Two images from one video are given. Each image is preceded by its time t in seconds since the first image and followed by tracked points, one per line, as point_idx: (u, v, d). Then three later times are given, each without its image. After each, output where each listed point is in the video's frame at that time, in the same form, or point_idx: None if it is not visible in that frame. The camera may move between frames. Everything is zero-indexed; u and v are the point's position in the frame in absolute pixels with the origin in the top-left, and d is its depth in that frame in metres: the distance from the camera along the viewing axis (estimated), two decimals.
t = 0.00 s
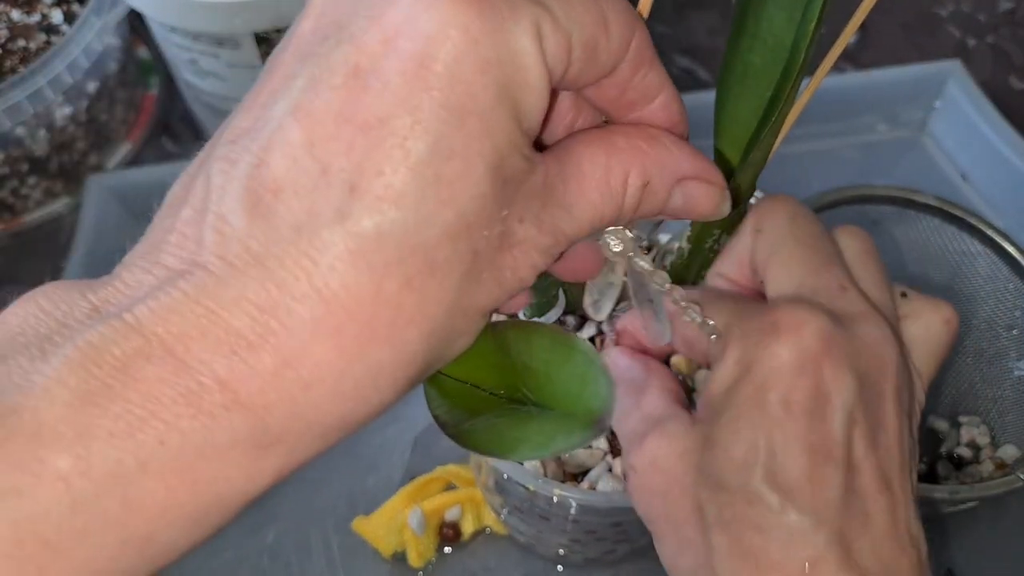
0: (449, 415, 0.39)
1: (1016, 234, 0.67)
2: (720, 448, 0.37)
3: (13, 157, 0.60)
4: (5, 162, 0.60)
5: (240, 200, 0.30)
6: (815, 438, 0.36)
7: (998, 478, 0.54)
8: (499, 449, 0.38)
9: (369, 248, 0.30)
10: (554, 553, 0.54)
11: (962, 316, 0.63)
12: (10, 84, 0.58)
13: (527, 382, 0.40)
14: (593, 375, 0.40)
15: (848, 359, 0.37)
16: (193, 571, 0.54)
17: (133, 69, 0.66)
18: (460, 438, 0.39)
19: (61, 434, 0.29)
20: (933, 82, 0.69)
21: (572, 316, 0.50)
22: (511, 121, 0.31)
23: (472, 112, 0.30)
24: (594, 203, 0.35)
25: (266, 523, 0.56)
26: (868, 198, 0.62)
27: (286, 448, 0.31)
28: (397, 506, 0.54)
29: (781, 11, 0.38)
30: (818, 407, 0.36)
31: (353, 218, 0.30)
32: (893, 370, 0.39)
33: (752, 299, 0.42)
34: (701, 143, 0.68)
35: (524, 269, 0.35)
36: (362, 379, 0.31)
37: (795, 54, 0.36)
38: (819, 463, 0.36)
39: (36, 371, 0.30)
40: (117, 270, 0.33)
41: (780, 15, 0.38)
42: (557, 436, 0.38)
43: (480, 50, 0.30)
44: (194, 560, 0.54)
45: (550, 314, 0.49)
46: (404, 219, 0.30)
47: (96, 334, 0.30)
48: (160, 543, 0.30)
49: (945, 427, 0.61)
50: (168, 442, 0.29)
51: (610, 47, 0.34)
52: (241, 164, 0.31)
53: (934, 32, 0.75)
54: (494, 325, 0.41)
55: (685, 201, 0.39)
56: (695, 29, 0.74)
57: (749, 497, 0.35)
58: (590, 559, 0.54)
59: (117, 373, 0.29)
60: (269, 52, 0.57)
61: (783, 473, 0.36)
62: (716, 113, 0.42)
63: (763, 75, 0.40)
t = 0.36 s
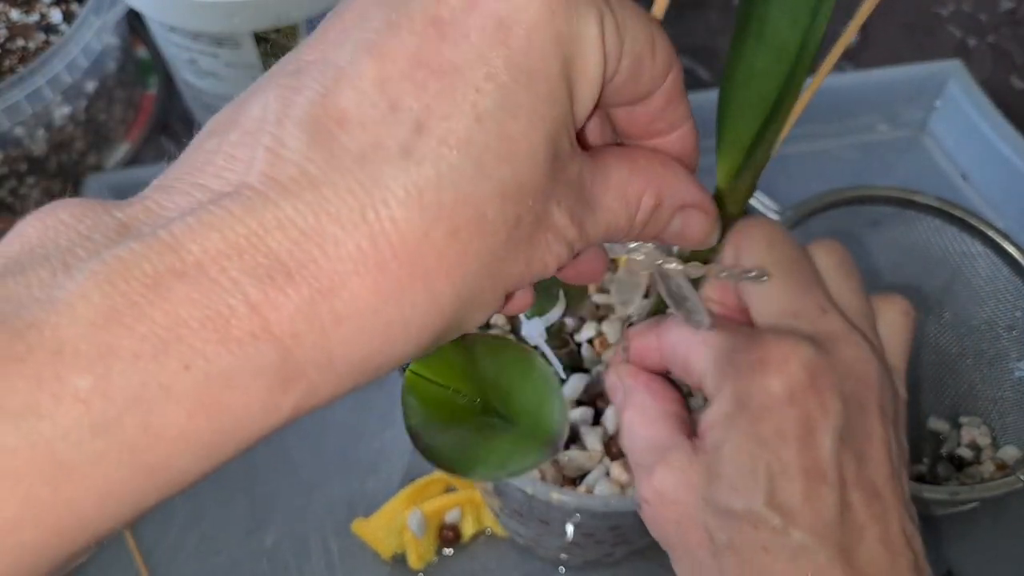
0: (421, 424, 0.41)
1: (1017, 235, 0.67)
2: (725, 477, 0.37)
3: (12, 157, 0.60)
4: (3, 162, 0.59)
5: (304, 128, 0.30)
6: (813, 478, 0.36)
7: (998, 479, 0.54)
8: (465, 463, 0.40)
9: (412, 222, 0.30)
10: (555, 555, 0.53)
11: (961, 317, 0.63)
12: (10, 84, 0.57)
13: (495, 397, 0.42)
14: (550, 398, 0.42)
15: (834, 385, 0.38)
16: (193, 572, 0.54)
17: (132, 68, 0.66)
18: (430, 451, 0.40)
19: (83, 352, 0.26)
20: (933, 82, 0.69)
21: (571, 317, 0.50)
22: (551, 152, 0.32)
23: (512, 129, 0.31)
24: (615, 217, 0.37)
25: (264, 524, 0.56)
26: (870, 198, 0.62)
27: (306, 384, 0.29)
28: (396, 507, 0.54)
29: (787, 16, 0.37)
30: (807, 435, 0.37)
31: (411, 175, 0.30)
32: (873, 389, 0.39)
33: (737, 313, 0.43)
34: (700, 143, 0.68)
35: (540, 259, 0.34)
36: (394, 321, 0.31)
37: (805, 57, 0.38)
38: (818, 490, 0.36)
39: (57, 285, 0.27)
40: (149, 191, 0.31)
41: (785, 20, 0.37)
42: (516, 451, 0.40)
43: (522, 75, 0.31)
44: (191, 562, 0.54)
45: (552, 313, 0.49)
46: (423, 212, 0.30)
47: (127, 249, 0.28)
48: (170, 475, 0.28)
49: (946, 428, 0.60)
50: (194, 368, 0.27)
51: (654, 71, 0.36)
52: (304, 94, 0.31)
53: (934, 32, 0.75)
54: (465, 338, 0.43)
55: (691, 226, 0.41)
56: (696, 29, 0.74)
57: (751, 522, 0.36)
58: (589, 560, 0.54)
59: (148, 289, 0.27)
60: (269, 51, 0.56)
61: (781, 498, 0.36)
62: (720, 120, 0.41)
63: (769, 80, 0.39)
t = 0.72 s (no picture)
0: (424, 397, 0.39)
1: (1017, 234, 0.67)
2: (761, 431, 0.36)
3: (14, 157, 0.60)
4: (5, 162, 0.60)
5: (269, 110, 0.30)
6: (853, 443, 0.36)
7: (998, 480, 0.54)
8: (480, 428, 0.38)
9: (379, 204, 0.30)
10: (554, 554, 0.53)
11: (962, 317, 0.63)
12: (10, 84, 0.58)
13: (502, 362, 0.40)
14: (559, 351, 0.40)
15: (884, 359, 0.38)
16: (192, 571, 0.54)
17: (133, 69, 0.66)
18: (438, 421, 0.38)
19: (35, 334, 0.26)
20: (933, 82, 0.69)
21: (570, 315, 0.50)
22: (516, 144, 0.33)
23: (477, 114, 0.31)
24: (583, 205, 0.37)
25: (265, 525, 0.56)
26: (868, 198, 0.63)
27: (268, 367, 0.29)
28: (396, 507, 0.54)
29: None
30: (860, 399, 0.37)
31: (376, 154, 0.30)
32: (908, 380, 0.40)
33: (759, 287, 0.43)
34: (700, 144, 0.68)
35: (511, 251, 0.35)
36: (357, 307, 0.31)
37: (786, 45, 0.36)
38: (858, 456, 0.36)
39: (11, 269, 0.27)
40: (112, 182, 0.31)
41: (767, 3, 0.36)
42: (528, 414, 0.38)
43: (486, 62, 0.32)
44: (192, 563, 0.54)
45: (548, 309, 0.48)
46: (390, 191, 0.30)
47: (84, 232, 0.28)
48: (130, 461, 0.27)
49: (946, 427, 0.60)
50: (151, 347, 0.27)
51: (618, 70, 0.37)
52: (270, 80, 0.31)
53: (934, 32, 0.75)
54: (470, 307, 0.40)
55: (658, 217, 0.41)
56: (695, 30, 0.74)
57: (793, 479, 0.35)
58: (590, 559, 0.54)
59: (103, 269, 0.27)
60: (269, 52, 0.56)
61: (824, 456, 0.35)
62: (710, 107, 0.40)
63: (754, 66, 0.37)
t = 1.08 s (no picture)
0: (439, 396, 0.37)
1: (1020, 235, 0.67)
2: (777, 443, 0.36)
3: (13, 157, 0.59)
4: (4, 162, 0.59)
5: (302, 103, 0.30)
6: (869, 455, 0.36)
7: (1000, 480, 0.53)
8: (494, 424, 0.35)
9: (408, 195, 0.30)
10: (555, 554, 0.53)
11: (964, 317, 0.63)
12: (9, 84, 0.58)
13: (519, 358, 0.38)
14: (584, 344, 0.36)
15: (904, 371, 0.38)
16: (192, 571, 0.54)
17: (132, 69, 0.66)
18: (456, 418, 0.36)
19: (76, 313, 0.26)
20: (935, 82, 0.69)
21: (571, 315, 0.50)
22: (537, 142, 0.33)
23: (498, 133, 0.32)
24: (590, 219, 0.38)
25: (265, 524, 0.55)
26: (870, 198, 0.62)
27: (300, 353, 0.29)
28: (397, 508, 0.54)
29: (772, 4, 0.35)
30: (881, 405, 0.37)
31: (406, 147, 0.30)
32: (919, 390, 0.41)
33: (766, 293, 0.43)
34: (701, 143, 0.68)
35: (528, 248, 0.35)
36: (388, 291, 0.30)
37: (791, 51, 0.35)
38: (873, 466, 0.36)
39: (50, 253, 0.27)
40: (144, 171, 0.30)
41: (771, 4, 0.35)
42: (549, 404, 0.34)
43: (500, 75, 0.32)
44: (191, 562, 0.54)
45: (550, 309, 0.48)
46: (417, 187, 0.30)
47: (122, 216, 0.27)
48: (167, 444, 0.27)
49: (949, 426, 0.60)
50: (189, 329, 0.26)
51: (632, 80, 0.38)
52: (302, 74, 0.31)
53: (936, 32, 0.75)
54: (485, 304, 0.38)
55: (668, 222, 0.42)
56: (696, 30, 0.74)
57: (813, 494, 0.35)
58: (591, 561, 0.54)
59: (141, 252, 0.27)
60: (269, 51, 0.56)
61: (842, 467, 0.35)
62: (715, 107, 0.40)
63: (758, 68, 0.37)
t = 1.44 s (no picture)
0: (445, 435, 0.42)
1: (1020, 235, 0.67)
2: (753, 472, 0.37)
3: (15, 157, 0.60)
4: (6, 163, 0.60)
5: (321, 141, 0.30)
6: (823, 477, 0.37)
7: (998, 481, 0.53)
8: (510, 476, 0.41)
9: (424, 234, 0.30)
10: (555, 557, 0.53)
11: (963, 318, 0.63)
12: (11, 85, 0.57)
13: (523, 404, 0.43)
14: (585, 405, 0.43)
15: (863, 408, 0.39)
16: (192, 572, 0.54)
17: (133, 70, 0.66)
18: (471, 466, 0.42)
19: (101, 347, 0.26)
20: (935, 83, 0.69)
21: (572, 321, 0.50)
22: (545, 188, 0.33)
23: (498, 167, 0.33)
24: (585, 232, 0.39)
25: (266, 525, 0.56)
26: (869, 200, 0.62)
27: (315, 388, 0.29)
28: (397, 510, 0.54)
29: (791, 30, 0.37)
30: (834, 440, 0.38)
31: (422, 188, 0.31)
32: (888, 428, 0.41)
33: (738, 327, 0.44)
34: (701, 145, 0.68)
35: (534, 286, 0.35)
36: (403, 330, 0.31)
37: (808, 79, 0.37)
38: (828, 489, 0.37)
39: (74, 285, 0.27)
40: (160, 204, 0.31)
41: (788, 35, 0.37)
42: (555, 463, 0.42)
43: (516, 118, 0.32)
44: (193, 563, 0.55)
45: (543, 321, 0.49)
46: (434, 223, 0.31)
47: (145, 251, 0.28)
48: (179, 476, 0.27)
49: (947, 429, 0.60)
50: (210, 365, 0.27)
51: (636, 117, 0.38)
52: (321, 113, 0.31)
53: (936, 32, 0.75)
54: (492, 346, 0.43)
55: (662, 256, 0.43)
56: (697, 31, 0.74)
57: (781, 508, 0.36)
58: (590, 562, 0.54)
59: (164, 287, 0.27)
60: (269, 52, 0.56)
61: (800, 489, 0.37)
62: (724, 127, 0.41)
63: (772, 89, 0.39)
